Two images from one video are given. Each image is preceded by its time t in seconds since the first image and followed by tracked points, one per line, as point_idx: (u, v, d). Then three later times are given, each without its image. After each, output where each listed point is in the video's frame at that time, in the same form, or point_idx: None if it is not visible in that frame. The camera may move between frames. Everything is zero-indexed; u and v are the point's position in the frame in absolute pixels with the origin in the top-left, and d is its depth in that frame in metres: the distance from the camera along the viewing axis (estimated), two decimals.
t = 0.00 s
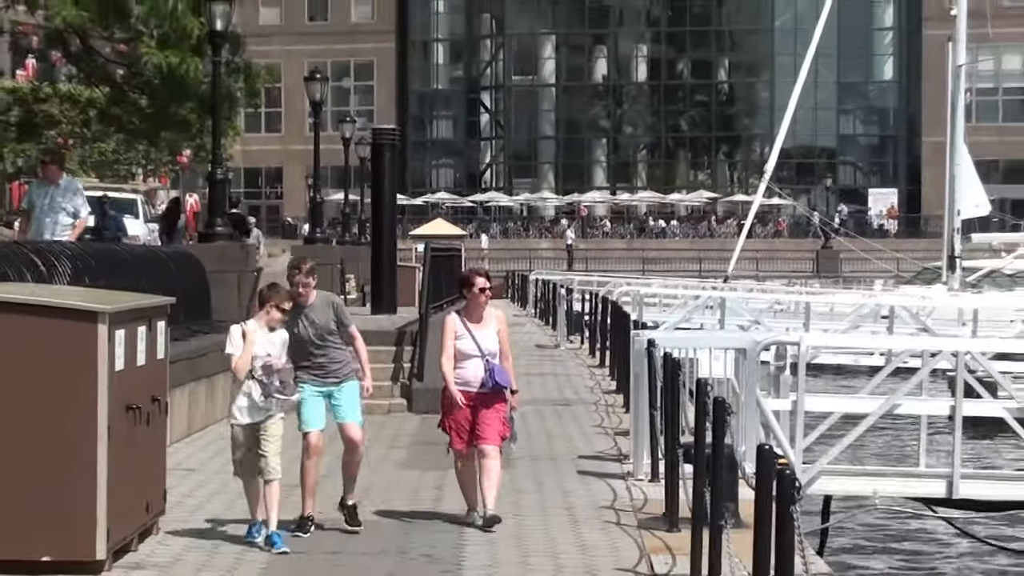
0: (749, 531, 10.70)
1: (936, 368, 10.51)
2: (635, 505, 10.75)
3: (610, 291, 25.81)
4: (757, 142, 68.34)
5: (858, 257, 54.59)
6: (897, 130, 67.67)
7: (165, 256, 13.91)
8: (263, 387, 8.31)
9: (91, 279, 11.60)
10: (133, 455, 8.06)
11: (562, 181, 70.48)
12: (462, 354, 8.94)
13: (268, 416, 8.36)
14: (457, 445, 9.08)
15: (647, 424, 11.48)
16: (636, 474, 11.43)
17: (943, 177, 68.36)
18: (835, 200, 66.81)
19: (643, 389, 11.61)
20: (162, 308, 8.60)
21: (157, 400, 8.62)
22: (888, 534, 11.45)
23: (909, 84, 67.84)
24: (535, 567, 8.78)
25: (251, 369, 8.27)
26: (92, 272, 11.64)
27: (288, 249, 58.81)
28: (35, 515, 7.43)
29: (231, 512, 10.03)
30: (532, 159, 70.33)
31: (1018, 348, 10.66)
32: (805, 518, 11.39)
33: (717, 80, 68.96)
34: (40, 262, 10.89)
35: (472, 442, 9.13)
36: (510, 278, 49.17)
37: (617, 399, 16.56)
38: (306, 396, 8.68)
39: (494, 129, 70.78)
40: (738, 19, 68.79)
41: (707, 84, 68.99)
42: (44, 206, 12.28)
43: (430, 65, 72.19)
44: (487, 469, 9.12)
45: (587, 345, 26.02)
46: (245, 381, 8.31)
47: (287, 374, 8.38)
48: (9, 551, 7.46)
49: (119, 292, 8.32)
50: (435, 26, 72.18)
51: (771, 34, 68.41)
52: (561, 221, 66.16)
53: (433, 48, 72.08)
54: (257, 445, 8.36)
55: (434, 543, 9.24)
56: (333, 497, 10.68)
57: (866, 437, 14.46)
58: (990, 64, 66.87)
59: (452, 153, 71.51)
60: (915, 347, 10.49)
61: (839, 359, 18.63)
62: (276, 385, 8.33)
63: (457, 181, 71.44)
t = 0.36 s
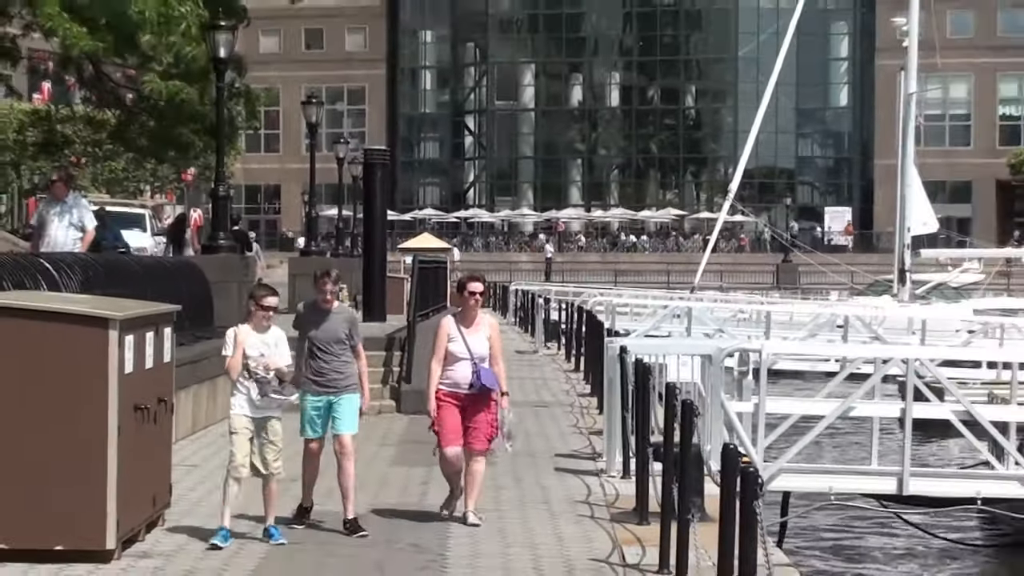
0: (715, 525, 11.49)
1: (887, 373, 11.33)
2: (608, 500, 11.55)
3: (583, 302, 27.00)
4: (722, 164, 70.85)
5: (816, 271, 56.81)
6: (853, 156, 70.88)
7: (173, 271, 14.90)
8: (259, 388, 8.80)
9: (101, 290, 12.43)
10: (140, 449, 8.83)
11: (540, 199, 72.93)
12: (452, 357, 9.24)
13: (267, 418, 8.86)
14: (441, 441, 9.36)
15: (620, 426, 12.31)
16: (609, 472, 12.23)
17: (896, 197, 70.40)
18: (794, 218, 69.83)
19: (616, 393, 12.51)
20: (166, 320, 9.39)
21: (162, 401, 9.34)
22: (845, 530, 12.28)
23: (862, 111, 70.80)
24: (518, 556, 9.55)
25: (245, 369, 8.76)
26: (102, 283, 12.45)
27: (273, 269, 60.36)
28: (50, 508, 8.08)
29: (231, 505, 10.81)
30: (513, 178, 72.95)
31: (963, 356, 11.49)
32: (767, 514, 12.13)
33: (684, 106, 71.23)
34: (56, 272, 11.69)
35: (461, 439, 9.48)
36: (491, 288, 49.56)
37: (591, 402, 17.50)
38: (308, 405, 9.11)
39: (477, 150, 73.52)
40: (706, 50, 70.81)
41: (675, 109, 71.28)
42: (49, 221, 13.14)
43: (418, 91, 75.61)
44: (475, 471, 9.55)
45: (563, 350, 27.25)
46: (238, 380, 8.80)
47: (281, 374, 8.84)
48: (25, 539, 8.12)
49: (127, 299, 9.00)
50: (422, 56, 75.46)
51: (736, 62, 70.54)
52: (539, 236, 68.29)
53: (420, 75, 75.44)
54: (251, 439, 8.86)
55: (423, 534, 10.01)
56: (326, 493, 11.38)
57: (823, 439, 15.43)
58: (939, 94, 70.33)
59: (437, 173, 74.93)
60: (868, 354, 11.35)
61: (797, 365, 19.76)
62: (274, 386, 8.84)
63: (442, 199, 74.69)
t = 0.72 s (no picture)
0: (685, 517, 12.27)
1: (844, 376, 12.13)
2: (585, 494, 12.36)
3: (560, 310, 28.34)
4: (691, 180, 76.26)
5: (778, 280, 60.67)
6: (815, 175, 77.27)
7: (183, 279, 15.73)
8: (243, 390, 9.03)
9: (111, 297, 13.18)
10: (142, 445, 9.34)
11: (522, 213, 78.08)
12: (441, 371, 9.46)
13: (249, 417, 9.08)
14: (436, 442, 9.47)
15: (595, 425, 13.22)
16: (585, 468, 13.10)
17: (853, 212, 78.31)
18: (757, 231, 75.27)
19: (591, 395, 13.41)
20: (175, 324, 10.29)
21: (168, 399, 10.15)
22: (808, 527, 13.07)
23: (820, 132, 77.93)
24: (501, 547, 10.27)
25: (233, 371, 9.01)
26: (111, 287, 13.18)
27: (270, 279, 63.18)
28: (64, 504, 8.55)
29: (231, 498, 11.58)
30: (495, 194, 78.21)
31: (914, 360, 12.35)
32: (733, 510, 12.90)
33: (656, 127, 76.50)
34: (70, 280, 12.47)
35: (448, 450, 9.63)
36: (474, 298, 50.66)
37: (568, 402, 18.41)
38: (319, 396, 9.30)
39: (463, 167, 79.01)
40: (676, 73, 76.01)
41: (648, 130, 76.56)
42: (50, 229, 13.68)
43: (408, 111, 81.43)
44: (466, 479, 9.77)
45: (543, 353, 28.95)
46: (222, 383, 9.03)
47: (266, 377, 9.11)
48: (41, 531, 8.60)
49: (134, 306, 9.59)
50: (411, 79, 81.42)
51: (704, 87, 75.85)
52: (521, 247, 73.10)
53: (410, 97, 81.40)
54: (233, 439, 9.05)
55: (411, 526, 10.74)
56: (320, 486, 12.18)
57: (784, 445, 16.43)
58: (894, 116, 77.95)
59: (426, 188, 80.49)
60: (827, 359, 12.18)
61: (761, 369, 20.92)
62: (258, 388, 9.09)
63: (430, 212, 80.27)
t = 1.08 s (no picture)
0: (658, 507, 13.11)
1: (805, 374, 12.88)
2: (564, 486, 13.25)
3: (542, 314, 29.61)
4: (662, 193, 80.94)
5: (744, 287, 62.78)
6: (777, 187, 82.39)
7: (189, 286, 16.60)
8: (246, 400, 9.53)
9: (120, 301, 14.09)
10: (148, 441, 10.09)
11: (503, 224, 83.00)
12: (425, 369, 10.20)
13: (244, 426, 9.57)
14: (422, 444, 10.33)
15: (574, 421, 14.15)
16: (564, 462, 14.01)
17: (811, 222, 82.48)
18: (725, 241, 80.15)
19: (570, 393, 14.34)
20: (177, 329, 11.05)
21: (174, 399, 11.00)
22: (773, 521, 13.94)
23: (784, 146, 83.01)
24: (484, 537, 11.08)
25: (232, 382, 9.48)
26: (120, 291, 14.09)
27: (267, 287, 65.72)
28: (77, 497, 9.32)
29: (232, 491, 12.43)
30: (479, 206, 83.42)
31: (871, 360, 13.19)
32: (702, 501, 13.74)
33: (628, 143, 81.35)
34: (80, 285, 13.38)
35: (437, 442, 10.47)
36: (462, 303, 52.29)
37: (548, 400, 19.38)
38: (313, 409, 10.07)
39: (447, 181, 84.35)
40: (648, 92, 80.89)
41: (620, 146, 81.51)
42: (64, 243, 14.53)
43: (396, 129, 86.58)
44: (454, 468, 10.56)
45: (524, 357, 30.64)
46: (221, 391, 9.53)
47: (262, 390, 9.52)
48: (56, 522, 9.36)
49: (142, 312, 10.37)
50: (400, 99, 86.57)
51: (673, 106, 80.47)
52: (503, 257, 77.60)
53: (398, 115, 86.50)
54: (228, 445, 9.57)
55: (400, 519, 11.54)
56: (315, 481, 13.02)
57: (749, 442, 17.43)
58: (850, 133, 82.80)
59: (414, 202, 85.49)
60: (788, 358, 12.96)
61: (728, 368, 22.00)
62: (254, 398, 9.55)
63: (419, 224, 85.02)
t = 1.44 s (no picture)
0: (631, 494, 14.01)
1: (769, 371, 13.67)
2: (542, 475, 14.18)
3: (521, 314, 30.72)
4: (633, 203, 83.71)
5: (711, 288, 65.03)
6: (743, 196, 85.53)
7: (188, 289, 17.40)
8: (237, 398, 10.11)
9: (125, 303, 14.89)
10: (152, 433, 10.90)
11: (485, 231, 86.06)
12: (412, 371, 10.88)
13: (244, 423, 10.21)
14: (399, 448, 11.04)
15: (552, 416, 15.08)
16: (541, 453, 14.94)
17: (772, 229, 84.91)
18: (693, 246, 83.63)
19: (548, 390, 15.31)
20: (179, 326, 11.81)
21: (176, 396, 11.83)
22: (736, 509, 14.86)
23: (747, 158, 85.64)
24: (467, 524, 11.95)
25: (230, 379, 10.07)
26: (123, 295, 14.87)
27: (261, 290, 67.31)
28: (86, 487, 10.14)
29: (232, 483, 13.27)
30: (462, 213, 86.65)
31: (829, 356, 14.04)
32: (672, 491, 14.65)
33: (602, 155, 84.07)
34: (87, 289, 14.21)
35: (418, 437, 11.16)
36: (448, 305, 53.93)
37: (528, 395, 20.37)
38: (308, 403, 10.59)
39: (433, 191, 87.83)
40: (620, 107, 83.44)
41: (594, 157, 84.16)
42: (77, 248, 15.41)
43: (384, 142, 90.42)
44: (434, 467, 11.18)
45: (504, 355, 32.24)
46: (218, 389, 10.12)
47: (259, 388, 10.08)
48: (67, 511, 10.18)
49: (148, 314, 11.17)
50: (387, 113, 90.31)
51: (644, 120, 82.93)
52: (484, 260, 80.73)
53: (386, 128, 90.32)
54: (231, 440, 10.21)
55: (387, 507, 12.43)
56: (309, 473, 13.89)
57: (716, 436, 18.47)
58: (810, 144, 86.52)
59: (400, 210, 89.38)
60: (753, 356, 13.75)
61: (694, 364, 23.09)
62: (253, 395, 10.16)
63: (404, 232, 89.00)
